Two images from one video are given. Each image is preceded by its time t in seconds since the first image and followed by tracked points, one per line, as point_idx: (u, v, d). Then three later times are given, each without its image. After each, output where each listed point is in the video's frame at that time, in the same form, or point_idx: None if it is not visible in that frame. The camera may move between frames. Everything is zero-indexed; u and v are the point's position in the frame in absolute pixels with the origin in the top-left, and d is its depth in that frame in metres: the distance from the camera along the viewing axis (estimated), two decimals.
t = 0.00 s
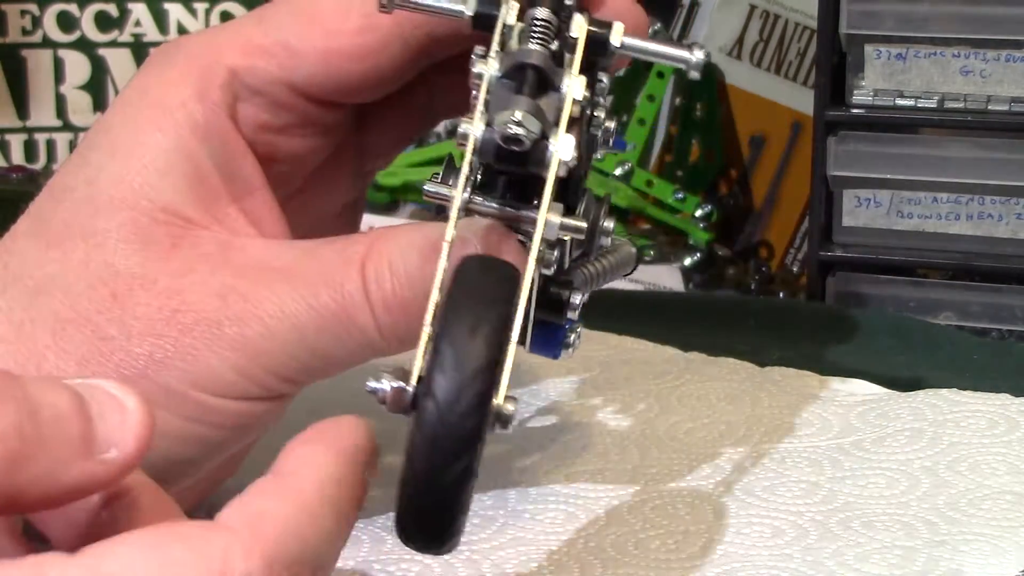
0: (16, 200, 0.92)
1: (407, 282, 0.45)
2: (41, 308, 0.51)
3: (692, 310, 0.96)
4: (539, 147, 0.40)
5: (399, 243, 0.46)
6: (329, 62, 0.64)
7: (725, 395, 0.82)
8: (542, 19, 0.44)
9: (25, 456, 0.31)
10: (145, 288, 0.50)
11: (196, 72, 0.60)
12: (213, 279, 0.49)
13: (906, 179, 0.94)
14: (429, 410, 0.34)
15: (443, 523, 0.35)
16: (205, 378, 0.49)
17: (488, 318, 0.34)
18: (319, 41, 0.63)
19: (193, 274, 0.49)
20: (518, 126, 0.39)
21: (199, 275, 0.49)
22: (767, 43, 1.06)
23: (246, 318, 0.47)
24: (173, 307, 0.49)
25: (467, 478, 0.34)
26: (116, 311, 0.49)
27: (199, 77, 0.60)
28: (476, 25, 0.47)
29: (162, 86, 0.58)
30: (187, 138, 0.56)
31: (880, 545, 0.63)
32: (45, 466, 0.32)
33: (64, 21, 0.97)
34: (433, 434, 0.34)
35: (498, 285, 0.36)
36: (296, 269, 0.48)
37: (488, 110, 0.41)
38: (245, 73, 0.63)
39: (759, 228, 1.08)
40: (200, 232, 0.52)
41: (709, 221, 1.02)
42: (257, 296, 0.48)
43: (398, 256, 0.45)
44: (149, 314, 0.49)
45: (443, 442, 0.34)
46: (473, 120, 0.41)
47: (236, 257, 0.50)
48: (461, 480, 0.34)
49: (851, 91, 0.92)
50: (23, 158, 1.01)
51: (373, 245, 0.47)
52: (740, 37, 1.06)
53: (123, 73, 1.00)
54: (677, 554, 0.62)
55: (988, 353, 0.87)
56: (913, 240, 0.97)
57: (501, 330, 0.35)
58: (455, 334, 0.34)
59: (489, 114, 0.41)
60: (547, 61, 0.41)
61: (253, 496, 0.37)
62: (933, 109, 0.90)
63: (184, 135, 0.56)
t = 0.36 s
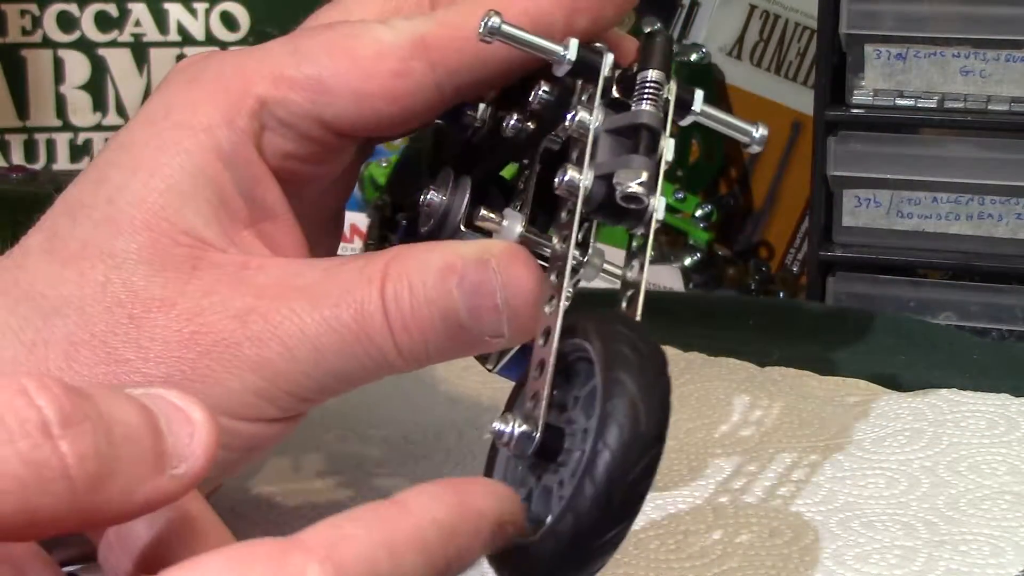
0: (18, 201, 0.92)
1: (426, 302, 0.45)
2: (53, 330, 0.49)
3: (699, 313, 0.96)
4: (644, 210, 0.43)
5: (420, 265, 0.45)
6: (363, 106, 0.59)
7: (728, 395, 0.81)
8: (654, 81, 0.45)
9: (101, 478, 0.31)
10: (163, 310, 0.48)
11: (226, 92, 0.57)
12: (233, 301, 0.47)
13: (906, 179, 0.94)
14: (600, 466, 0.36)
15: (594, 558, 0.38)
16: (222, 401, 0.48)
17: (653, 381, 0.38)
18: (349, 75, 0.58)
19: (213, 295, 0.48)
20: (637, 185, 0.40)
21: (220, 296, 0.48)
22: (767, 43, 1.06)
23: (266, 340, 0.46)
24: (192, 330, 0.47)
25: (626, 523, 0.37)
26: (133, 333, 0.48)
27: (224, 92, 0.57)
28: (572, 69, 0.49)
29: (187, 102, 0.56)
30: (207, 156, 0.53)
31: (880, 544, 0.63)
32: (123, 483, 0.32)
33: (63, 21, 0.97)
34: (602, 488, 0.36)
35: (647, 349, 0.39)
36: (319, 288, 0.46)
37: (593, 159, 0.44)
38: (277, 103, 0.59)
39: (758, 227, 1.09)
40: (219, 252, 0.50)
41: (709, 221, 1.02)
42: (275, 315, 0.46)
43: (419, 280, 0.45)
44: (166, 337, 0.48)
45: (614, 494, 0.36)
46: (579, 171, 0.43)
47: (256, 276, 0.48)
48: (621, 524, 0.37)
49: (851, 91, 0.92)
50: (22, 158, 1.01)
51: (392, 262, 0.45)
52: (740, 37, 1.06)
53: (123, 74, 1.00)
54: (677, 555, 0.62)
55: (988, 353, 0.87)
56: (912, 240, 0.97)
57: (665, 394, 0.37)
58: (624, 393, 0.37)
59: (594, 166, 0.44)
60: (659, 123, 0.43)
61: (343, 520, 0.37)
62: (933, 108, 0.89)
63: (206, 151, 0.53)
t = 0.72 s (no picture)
0: (18, 201, 0.92)
1: (434, 306, 0.43)
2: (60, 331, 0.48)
3: (699, 313, 0.96)
4: (665, 227, 0.47)
5: (431, 269, 0.43)
6: (368, 125, 0.56)
7: (731, 396, 0.81)
8: (673, 101, 0.48)
9: (170, 489, 0.29)
10: (170, 312, 0.48)
11: (233, 99, 0.55)
12: (240, 304, 0.47)
13: (906, 179, 0.94)
14: (636, 484, 0.38)
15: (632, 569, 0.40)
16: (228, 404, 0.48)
17: (682, 398, 0.39)
18: (360, 98, 0.55)
19: (220, 300, 0.47)
20: (660, 205, 0.44)
21: (226, 299, 0.47)
22: (767, 43, 1.06)
23: (274, 342, 0.46)
24: (198, 334, 0.47)
25: (662, 538, 0.39)
26: (138, 336, 0.48)
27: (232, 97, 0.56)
28: (590, 89, 0.50)
29: (194, 105, 0.54)
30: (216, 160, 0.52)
31: (880, 544, 0.63)
32: (186, 492, 0.30)
33: (63, 21, 0.97)
34: (637, 505, 0.38)
35: (675, 365, 0.41)
36: (326, 292, 0.45)
37: (614, 178, 0.48)
38: (285, 120, 0.55)
39: (759, 227, 1.09)
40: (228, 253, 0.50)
41: (711, 223, 1.01)
42: (284, 320, 0.45)
43: (430, 283, 0.43)
44: (171, 341, 0.47)
45: (649, 511, 0.38)
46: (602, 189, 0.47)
47: (262, 280, 0.47)
48: (656, 539, 0.39)
49: (851, 91, 0.92)
50: (22, 158, 1.01)
51: (403, 267, 0.44)
52: (740, 37, 1.07)
53: (124, 74, 1.00)
54: (678, 555, 0.62)
55: (989, 352, 0.87)
56: (912, 240, 0.97)
57: (695, 412, 0.39)
58: (655, 412, 0.39)
59: (616, 185, 0.47)
60: (677, 142, 0.47)
61: (424, 545, 0.39)
62: (933, 108, 0.89)
63: (214, 157, 0.52)
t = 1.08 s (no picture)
0: (18, 201, 0.92)
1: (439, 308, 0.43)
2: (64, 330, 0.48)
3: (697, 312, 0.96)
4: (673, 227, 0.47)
5: (435, 272, 0.43)
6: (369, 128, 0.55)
7: (732, 393, 0.81)
8: (679, 104, 0.49)
9: (198, 487, 0.30)
10: (175, 313, 0.47)
11: (232, 95, 0.55)
12: (243, 306, 0.47)
13: (907, 179, 0.94)
14: (654, 486, 0.38)
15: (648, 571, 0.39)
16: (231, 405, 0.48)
17: (700, 401, 0.39)
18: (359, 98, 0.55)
19: (225, 300, 0.47)
20: (670, 206, 0.44)
21: (231, 301, 0.47)
22: (767, 43, 1.06)
23: (273, 344, 0.45)
24: (203, 335, 0.47)
25: (677, 540, 0.39)
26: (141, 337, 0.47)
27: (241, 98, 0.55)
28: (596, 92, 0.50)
29: (192, 100, 0.55)
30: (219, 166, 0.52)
31: (880, 544, 0.63)
32: (216, 480, 0.30)
33: (63, 21, 0.97)
34: (654, 506, 0.38)
35: (693, 369, 0.41)
36: (330, 295, 0.45)
37: (622, 180, 0.48)
38: (285, 120, 0.55)
39: (760, 228, 1.09)
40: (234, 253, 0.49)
41: (711, 224, 1.01)
42: (287, 321, 0.45)
43: (434, 285, 0.43)
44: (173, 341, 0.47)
45: (666, 513, 0.38)
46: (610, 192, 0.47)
47: (268, 283, 0.47)
48: (671, 542, 0.39)
49: (851, 91, 0.92)
50: (22, 158, 1.01)
51: (407, 269, 0.44)
52: (740, 37, 1.06)
53: (124, 74, 1.00)
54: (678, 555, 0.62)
55: (989, 352, 0.87)
56: (912, 240, 0.97)
57: (711, 416, 0.39)
58: (674, 414, 0.39)
59: (623, 186, 0.48)
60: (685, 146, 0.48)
61: (441, 541, 0.40)
62: (933, 109, 0.90)
63: (216, 157, 0.52)
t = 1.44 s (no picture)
0: (19, 200, 0.92)
1: (442, 338, 0.42)
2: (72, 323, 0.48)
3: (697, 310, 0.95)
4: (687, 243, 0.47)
5: (443, 296, 0.42)
6: (358, 60, 0.65)
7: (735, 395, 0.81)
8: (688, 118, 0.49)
9: (179, 486, 0.28)
10: (184, 309, 0.48)
11: (234, 85, 0.58)
12: (251, 306, 0.47)
13: (907, 180, 0.94)
14: (685, 498, 0.38)
15: None
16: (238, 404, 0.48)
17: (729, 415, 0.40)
18: (338, 34, 0.64)
19: (231, 297, 0.48)
20: (685, 219, 0.45)
21: (238, 299, 0.47)
22: (767, 43, 1.06)
23: (276, 351, 0.46)
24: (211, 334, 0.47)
25: (706, 554, 0.39)
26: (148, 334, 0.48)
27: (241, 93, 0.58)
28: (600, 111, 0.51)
29: (195, 95, 0.57)
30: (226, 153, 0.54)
31: (880, 544, 0.63)
32: (197, 477, 0.29)
33: (63, 22, 0.97)
34: (685, 518, 0.38)
35: (722, 384, 0.41)
36: (334, 302, 0.45)
37: (634, 197, 0.49)
38: (282, 76, 0.62)
39: (759, 228, 1.08)
40: (241, 251, 0.50)
41: (711, 225, 1.01)
42: (292, 330, 0.46)
43: (439, 311, 0.42)
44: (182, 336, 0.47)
45: (697, 526, 0.38)
46: (623, 210, 0.47)
47: (276, 283, 0.48)
48: (700, 556, 0.39)
49: (851, 91, 0.92)
50: (22, 158, 1.01)
51: (413, 291, 0.43)
52: (740, 36, 1.06)
53: (124, 74, 1.00)
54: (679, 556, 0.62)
55: (988, 352, 0.87)
56: (912, 240, 0.97)
57: (739, 430, 0.40)
58: (703, 427, 0.39)
59: (636, 203, 0.48)
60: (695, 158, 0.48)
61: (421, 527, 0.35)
62: (933, 109, 0.90)
63: (219, 148, 0.54)
